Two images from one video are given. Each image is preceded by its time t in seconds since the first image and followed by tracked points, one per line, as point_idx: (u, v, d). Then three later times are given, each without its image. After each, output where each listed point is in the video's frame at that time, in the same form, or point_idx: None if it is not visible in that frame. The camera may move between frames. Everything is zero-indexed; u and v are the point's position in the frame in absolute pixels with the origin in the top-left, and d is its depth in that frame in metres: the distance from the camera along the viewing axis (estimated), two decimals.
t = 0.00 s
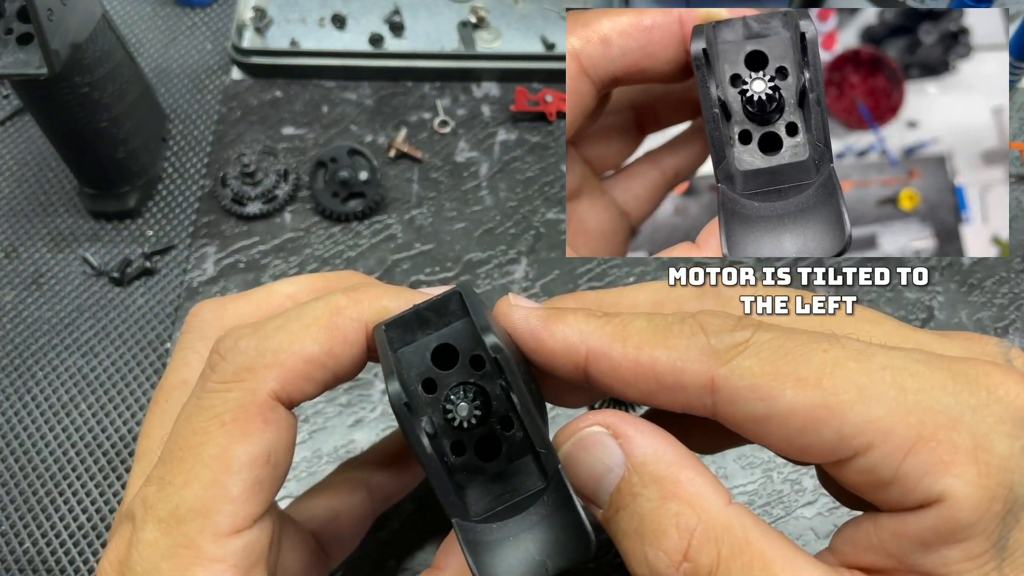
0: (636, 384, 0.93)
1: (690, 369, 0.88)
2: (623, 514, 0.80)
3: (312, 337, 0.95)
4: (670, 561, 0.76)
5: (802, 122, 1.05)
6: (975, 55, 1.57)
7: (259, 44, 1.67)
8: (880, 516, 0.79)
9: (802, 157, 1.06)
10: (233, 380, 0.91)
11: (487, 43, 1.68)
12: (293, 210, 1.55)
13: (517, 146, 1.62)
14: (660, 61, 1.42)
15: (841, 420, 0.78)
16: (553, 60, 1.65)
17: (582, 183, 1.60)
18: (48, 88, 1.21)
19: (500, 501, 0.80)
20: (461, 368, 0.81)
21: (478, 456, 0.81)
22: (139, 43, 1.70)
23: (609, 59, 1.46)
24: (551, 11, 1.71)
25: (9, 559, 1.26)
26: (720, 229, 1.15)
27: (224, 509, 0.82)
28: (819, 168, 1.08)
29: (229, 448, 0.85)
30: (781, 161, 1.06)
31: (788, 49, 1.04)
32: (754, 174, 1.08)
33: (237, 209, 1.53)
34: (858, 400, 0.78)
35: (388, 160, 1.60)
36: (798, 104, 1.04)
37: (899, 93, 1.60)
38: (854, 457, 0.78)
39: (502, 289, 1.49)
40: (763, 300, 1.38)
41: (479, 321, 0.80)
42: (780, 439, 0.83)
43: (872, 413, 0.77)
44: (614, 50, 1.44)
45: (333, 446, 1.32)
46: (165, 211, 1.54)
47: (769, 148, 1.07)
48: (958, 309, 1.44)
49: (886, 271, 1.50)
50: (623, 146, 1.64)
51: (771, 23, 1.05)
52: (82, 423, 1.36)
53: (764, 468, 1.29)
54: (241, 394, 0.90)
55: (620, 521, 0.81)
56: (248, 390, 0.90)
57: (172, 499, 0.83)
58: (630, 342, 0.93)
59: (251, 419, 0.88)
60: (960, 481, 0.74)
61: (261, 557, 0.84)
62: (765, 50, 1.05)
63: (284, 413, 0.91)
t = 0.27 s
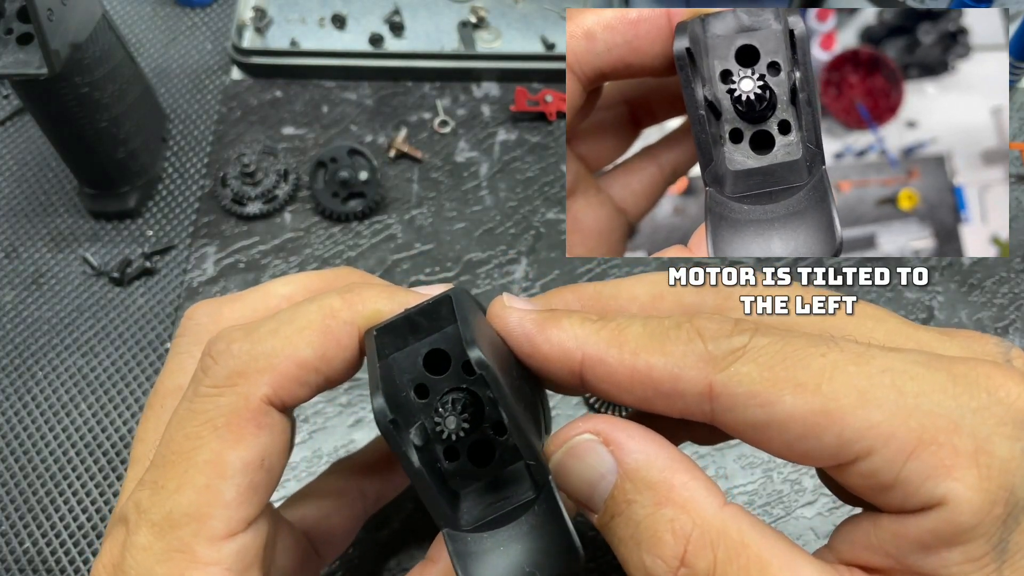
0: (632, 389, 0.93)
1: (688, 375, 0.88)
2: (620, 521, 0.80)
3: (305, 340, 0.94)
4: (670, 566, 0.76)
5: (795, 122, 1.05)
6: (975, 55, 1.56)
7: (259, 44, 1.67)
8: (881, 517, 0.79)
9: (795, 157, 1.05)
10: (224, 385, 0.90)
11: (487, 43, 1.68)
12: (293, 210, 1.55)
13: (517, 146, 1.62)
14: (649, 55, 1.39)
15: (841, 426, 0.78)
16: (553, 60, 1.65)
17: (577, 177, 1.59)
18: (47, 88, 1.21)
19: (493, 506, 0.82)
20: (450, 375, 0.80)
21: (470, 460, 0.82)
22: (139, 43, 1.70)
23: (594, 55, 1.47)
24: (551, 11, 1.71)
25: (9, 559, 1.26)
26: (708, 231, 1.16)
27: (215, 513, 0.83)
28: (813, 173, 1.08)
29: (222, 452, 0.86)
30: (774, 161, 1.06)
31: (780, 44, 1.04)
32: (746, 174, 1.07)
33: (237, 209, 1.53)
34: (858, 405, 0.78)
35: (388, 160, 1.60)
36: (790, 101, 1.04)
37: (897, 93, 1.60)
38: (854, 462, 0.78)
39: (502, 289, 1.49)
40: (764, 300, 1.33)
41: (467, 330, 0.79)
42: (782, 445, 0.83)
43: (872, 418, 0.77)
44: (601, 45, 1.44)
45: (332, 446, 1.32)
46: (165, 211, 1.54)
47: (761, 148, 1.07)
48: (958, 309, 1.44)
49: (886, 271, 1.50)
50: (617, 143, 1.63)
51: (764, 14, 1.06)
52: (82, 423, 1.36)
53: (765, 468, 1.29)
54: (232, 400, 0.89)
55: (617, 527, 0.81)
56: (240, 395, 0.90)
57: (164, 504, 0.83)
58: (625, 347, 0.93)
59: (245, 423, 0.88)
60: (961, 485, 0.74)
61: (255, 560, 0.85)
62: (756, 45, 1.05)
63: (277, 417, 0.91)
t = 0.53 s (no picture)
0: (634, 385, 0.93)
1: (689, 370, 0.88)
2: (625, 508, 0.79)
3: (312, 340, 0.94)
4: (677, 553, 0.75)
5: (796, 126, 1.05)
6: (974, 56, 1.56)
7: (259, 44, 1.67)
8: (880, 513, 0.79)
9: (795, 162, 1.05)
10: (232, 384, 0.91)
11: (487, 43, 1.68)
12: (293, 210, 1.55)
13: (517, 146, 1.62)
14: (650, 55, 1.39)
15: (841, 420, 0.78)
16: (553, 60, 1.65)
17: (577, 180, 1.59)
18: (47, 88, 1.21)
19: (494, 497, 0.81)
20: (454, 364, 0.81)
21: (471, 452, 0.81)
22: (139, 43, 1.70)
23: (594, 56, 1.46)
24: (551, 11, 1.71)
25: (9, 559, 1.26)
26: (709, 240, 1.16)
27: (215, 515, 0.83)
28: (814, 180, 1.08)
29: (228, 454, 0.86)
30: (776, 166, 1.06)
31: (783, 47, 1.03)
32: (747, 178, 1.07)
33: (237, 209, 1.53)
34: (858, 399, 0.78)
35: (388, 160, 1.60)
36: (792, 105, 1.04)
37: (897, 93, 1.61)
38: (853, 455, 0.78)
39: (502, 289, 1.49)
40: (763, 300, 1.33)
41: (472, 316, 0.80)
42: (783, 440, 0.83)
43: (871, 411, 0.77)
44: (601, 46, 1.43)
45: (333, 446, 1.32)
46: (165, 211, 1.54)
47: (761, 152, 1.06)
48: (958, 309, 1.44)
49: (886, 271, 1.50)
50: (617, 144, 1.63)
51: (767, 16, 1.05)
52: (82, 423, 1.36)
53: (764, 468, 1.29)
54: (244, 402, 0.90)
55: (621, 515, 0.80)
56: (251, 398, 0.90)
57: (165, 503, 0.83)
58: (627, 343, 0.93)
59: (251, 425, 0.88)
60: (959, 478, 0.74)
61: (251, 565, 0.85)
62: (758, 47, 1.04)
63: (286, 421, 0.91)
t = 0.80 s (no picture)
0: (636, 385, 0.93)
1: (692, 371, 0.88)
2: (629, 508, 0.79)
3: (313, 339, 0.94)
4: (682, 552, 0.75)
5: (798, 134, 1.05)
6: (974, 57, 1.56)
7: (259, 44, 1.67)
8: (883, 514, 0.79)
9: (797, 169, 1.05)
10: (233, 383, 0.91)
11: (487, 43, 1.68)
12: (293, 210, 1.55)
13: (517, 146, 1.62)
14: (652, 59, 1.39)
15: (845, 421, 0.78)
16: (553, 60, 1.65)
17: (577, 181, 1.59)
18: (47, 88, 1.21)
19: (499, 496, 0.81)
20: (458, 365, 0.81)
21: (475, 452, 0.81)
22: (139, 43, 1.70)
23: (597, 60, 1.46)
24: (551, 11, 1.71)
25: (9, 559, 1.26)
26: (711, 246, 1.16)
27: (216, 514, 0.83)
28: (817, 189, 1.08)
29: (228, 453, 0.86)
30: (778, 172, 1.06)
31: (786, 52, 1.03)
32: (749, 185, 1.07)
33: (237, 209, 1.53)
34: (863, 400, 0.78)
35: (388, 160, 1.60)
36: (794, 111, 1.03)
37: (897, 94, 1.61)
38: (858, 456, 0.78)
39: (502, 289, 1.49)
40: (764, 300, 1.33)
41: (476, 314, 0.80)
42: (786, 442, 0.83)
43: (876, 412, 0.77)
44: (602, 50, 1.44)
45: (333, 447, 1.32)
46: (165, 211, 1.54)
47: (762, 158, 1.07)
48: (958, 309, 1.44)
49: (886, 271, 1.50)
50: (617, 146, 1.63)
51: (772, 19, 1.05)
52: (82, 423, 1.36)
53: (764, 468, 1.29)
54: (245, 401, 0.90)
55: (625, 515, 0.80)
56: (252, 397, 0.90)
57: (164, 502, 0.83)
58: (630, 343, 0.93)
59: (252, 424, 0.88)
60: (964, 480, 0.74)
61: (251, 564, 0.84)
62: (762, 52, 1.04)
63: (287, 422, 0.91)
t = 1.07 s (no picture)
0: (638, 383, 0.93)
1: (694, 370, 0.88)
2: (631, 510, 0.79)
3: (310, 334, 0.94)
4: (684, 554, 0.75)
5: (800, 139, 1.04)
6: (975, 57, 1.56)
7: (259, 44, 1.67)
8: (890, 512, 0.79)
9: (798, 175, 1.05)
10: (231, 379, 0.91)
11: (487, 43, 1.68)
12: (293, 210, 1.55)
13: (517, 146, 1.62)
14: (646, 58, 1.39)
15: (849, 420, 0.78)
16: (553, 61, 1.65)
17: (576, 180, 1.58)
18: (47, 88, 1.21)
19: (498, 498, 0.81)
20: (456, 366, 0.81)
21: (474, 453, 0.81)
22: (138, 43, 1.70)
23: (590, 61, 1.46)
24: (551, 11, 1.71)
25: (8, 559, 1.26)
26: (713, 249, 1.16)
27: (214, 510, 0.82)
28: (819, 199, 1.08)
29: (223, 447, 0.86)
30: (779, 177, 1.06)
31: (786, 54, 1.03)
32: (749, 192, 1.07)
33: (237, 209, 1.53)
34: (868, 399, 0.77)
35: (388, 160, 1.60)
36: (795, 115, 1.02)
37: (897, 95, 1.61)
38: (864, 455, 0.78)
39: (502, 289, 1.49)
40: (763, 300, 1.32)
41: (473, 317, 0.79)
42: (789, 440, 0.83)
43: (882, 411, 0.76)
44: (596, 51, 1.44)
45: (332, 447, 1.32)
46: (165, 211, 1.54)
47: (763, 163, 1.06)
48: (958, 309, 1.44)
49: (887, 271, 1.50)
50: (610, 142, 1.63)
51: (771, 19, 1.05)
52: (82, 423, 1.36)
53: (765, 468, 1.29)
54: (237, 394, 0.90)
55: (627, 515, 0.80)
56: (246, 390, 0.90)
57: (163, 499, 0.83)
58: (631, 341, 0.93)
59: (248, 420, 0.88)
60: (970, 479, 0.74)
61: (251, 558, 0.84)
62: (761, 53, 1.04)
63: (281, 415, 0.91)
